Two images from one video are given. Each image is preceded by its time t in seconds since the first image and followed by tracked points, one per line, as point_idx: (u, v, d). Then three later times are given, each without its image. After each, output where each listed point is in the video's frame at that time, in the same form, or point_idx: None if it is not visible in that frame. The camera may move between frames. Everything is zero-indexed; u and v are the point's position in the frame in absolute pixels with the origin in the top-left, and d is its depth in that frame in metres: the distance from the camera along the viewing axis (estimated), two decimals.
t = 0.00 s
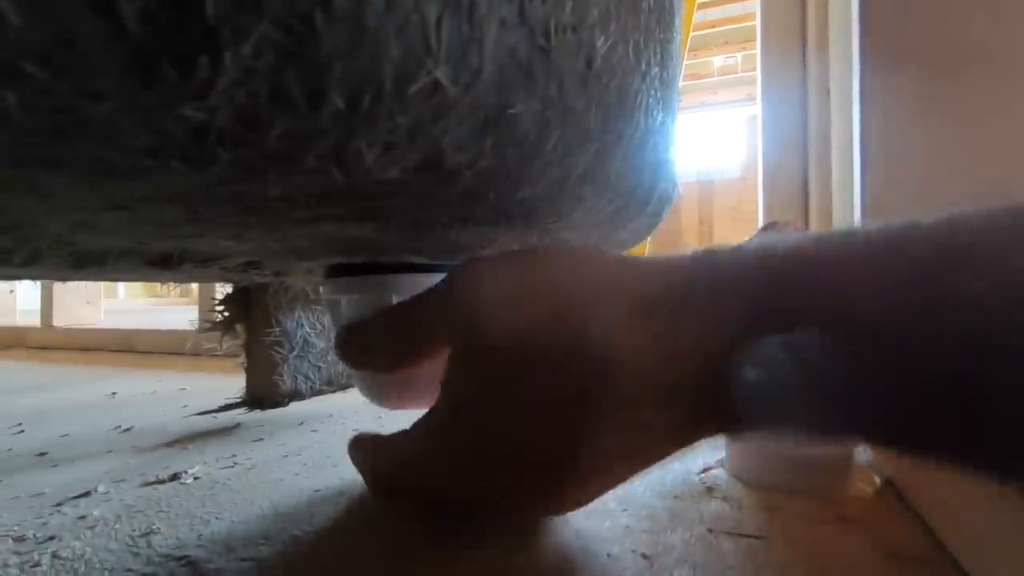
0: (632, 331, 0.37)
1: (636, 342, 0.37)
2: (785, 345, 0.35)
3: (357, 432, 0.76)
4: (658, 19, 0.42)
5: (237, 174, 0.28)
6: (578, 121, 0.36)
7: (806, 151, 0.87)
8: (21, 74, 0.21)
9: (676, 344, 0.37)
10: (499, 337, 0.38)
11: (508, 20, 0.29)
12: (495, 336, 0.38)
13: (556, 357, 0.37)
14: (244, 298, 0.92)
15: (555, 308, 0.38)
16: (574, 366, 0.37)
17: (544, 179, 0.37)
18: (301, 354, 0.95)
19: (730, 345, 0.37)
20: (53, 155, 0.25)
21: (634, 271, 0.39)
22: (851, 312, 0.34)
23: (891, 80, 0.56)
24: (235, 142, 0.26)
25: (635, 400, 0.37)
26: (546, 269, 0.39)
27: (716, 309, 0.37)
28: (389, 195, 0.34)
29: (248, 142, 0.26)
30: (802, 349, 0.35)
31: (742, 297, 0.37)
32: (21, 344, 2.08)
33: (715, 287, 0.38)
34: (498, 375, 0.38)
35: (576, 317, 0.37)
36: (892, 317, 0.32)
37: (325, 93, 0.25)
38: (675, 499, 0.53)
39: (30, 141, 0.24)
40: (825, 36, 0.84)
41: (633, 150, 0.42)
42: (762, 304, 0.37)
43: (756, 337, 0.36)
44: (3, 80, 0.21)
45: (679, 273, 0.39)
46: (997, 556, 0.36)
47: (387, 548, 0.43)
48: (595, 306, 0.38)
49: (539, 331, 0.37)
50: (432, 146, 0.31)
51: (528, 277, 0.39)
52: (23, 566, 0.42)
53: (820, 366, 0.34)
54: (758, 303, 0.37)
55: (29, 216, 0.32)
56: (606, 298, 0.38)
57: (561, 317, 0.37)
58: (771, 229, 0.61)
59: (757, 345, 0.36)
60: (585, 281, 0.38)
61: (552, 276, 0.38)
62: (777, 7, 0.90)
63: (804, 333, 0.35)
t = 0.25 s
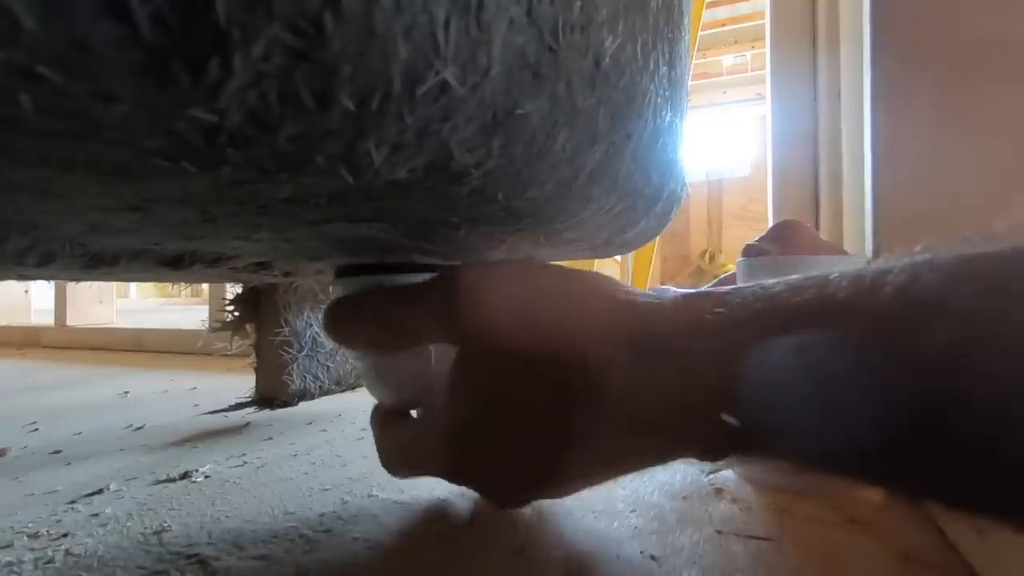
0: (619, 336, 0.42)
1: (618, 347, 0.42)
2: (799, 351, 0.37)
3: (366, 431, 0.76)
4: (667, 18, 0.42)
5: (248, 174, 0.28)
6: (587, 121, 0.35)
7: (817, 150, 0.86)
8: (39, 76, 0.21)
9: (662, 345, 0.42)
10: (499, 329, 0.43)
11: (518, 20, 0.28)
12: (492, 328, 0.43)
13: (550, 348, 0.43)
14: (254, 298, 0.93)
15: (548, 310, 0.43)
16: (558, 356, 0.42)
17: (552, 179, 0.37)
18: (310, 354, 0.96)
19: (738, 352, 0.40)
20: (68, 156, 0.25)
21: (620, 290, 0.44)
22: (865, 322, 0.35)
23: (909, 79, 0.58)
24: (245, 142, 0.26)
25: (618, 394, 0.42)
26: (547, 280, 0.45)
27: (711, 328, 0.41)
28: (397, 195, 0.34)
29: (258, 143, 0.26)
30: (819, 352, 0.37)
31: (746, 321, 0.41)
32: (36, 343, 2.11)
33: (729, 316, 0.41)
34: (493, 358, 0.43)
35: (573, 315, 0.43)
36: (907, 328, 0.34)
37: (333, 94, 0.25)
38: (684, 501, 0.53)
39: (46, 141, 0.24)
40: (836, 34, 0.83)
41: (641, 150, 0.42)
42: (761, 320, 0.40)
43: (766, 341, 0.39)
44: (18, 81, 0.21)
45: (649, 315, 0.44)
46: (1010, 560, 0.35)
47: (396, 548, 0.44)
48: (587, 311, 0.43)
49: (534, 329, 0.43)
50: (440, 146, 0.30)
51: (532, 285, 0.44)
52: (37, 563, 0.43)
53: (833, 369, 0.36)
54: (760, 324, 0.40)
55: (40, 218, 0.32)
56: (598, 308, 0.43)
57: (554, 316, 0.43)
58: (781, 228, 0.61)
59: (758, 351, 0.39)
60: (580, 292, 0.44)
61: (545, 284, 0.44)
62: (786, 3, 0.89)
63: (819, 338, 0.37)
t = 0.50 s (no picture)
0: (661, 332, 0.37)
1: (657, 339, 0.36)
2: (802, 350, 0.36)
3: (369, 431, 0.76)
4: (670, 18, 0.42)
5: (252, 174, 0.29)
6: (590, 121, 0.35)
7: (821, 150, 0.86)
8: (44, 78, 0.21)
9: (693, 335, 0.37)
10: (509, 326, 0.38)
11: (520, 20, 0.28)
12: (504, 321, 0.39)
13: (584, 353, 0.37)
14: (258, 299, 0.94)
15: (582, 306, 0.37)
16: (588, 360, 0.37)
17: (555, 179, 0.37)
18: (314, 354, 0.96)
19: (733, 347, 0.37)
20: (74, 157, 0.25)
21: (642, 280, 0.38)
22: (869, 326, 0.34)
23: (909, 78, 0.58)
24: (249, 143, 0.26)
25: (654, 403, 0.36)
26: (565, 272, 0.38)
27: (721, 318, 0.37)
28: (400, 195, 0.34)
29: (262, 144, 0.26)
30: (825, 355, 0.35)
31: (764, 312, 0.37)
32: (40, 343, 2.12)
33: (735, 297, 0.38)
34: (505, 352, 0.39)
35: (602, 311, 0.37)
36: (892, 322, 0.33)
37: (337, 94, 0.25)
38: (687, 501, 0.53)
39: (52, 143, 0.24)
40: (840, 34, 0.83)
41: (645, 150, 0.42)
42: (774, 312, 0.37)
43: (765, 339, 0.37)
44: (24, 82, 0.21)
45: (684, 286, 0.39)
46: (1015, 562, 0.35)
47: (398, 548, 0.44)
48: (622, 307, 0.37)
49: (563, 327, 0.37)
50: (444, 146, 0.30)
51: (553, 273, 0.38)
52: (42, 562, 0.43)
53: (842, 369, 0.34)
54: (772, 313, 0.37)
55: (45, 218, 0.33)
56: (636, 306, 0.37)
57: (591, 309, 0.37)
58: (785, 228, 0.61)
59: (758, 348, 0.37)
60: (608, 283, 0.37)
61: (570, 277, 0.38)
62: (790, 2, 0.89)
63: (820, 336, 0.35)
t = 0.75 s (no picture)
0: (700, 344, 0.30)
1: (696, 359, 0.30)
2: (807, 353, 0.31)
3: (372, 431, 0.76)
4: (672, 18, 0.42)
5: (255, 175, 0.29)
6: (592, 121, 0.35)
7: (824, 149, 0.86)
8: (48, 78, 0.21)
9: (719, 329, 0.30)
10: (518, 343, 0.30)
11: (522, 20, 0.28)
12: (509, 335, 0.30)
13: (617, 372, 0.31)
14: (261, 299, 0.94)
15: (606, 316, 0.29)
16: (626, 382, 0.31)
17: (558, 179, 0.37)
18: (317, 354, 0.96)
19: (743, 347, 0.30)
20: (80, 158, 0.25)
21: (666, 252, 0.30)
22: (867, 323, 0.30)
23: (908, 78, 0.59)
24: (252, 144, 0.26)
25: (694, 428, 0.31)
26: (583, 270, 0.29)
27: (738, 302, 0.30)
28: (403, 196, 0.34)
29: (265, 144, 0.26)
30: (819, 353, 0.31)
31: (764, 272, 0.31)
32: (45, 343, 2.12)
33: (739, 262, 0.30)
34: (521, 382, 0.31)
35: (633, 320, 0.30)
36: (869, 305, 0.30)
37: (339, 95, 0.25)
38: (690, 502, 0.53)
39: (58, 144, 0.24)
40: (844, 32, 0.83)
41: (648, 150, 0.42)
42: (786, 283, 0.31)
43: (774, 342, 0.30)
44: (28, 82, 0.21)
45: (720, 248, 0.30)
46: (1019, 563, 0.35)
47: (400, 548, 0.44)
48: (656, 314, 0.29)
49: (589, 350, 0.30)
50: (447, 146, 0.30)
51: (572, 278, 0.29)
52: (46, 561, 0.43)
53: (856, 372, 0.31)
54: (777, 282, 0.31)
55: (49, 219, 0.33)
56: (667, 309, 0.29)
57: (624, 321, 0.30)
58: (788, 228, 0.61)
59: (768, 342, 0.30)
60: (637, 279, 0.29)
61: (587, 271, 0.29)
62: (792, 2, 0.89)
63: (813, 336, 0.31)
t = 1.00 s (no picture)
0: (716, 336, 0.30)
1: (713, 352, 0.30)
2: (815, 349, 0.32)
3: (374, 431, 0.76)
4: (674, 18, 0.42)
5: (257, 175, 0.29)
6: (594, 121, 0.35)
7: (826, 149, 0.86)
8: (51, 79, 0.21)
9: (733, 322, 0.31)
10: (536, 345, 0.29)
11: (524, 20, 0.28)
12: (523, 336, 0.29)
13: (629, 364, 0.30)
14: (263, 299, 0.93)
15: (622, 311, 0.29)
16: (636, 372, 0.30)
17: (560, 179, 0.37)
18: (319, 354, 0.96)
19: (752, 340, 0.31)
20: (82, 158, 0.25)
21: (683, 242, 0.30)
22: (879, 322, 0.32)
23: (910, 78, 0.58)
24: (254, 144, 0.26)
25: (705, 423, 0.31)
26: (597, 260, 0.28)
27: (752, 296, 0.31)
28: (404, 196, 0.34)
29: (267, 144, 0.26)
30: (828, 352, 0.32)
31: (777, 266, 0.32)
32: (47, 343, 2.13)
33: (752, 256, 0.31)
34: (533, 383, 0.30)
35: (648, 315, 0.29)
36: (879, 304, 0.32)
37: (341, 95, 0.25)
38: (692, 502, 0.53)
39: (60, 144, 0.24)
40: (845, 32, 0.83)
41: (649, 150, 0.42)
42: (799, 277, 0.32)
43: (784, 337, 0.32)
44: (31, 83, 0.21)
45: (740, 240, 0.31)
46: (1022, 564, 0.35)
47: (402, 548, 0.44)
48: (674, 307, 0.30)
49: (603, 350, 0.30)
50: (449, 146, 0.30)
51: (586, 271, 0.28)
52: (49, 560, 0.43)
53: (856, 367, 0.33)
54: (789, 278, 0.32)
55: (51, 219, 0.33)
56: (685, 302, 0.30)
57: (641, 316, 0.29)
58: (791, 228, 0.60)
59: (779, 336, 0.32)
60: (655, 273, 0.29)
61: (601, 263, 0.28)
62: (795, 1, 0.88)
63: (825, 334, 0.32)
